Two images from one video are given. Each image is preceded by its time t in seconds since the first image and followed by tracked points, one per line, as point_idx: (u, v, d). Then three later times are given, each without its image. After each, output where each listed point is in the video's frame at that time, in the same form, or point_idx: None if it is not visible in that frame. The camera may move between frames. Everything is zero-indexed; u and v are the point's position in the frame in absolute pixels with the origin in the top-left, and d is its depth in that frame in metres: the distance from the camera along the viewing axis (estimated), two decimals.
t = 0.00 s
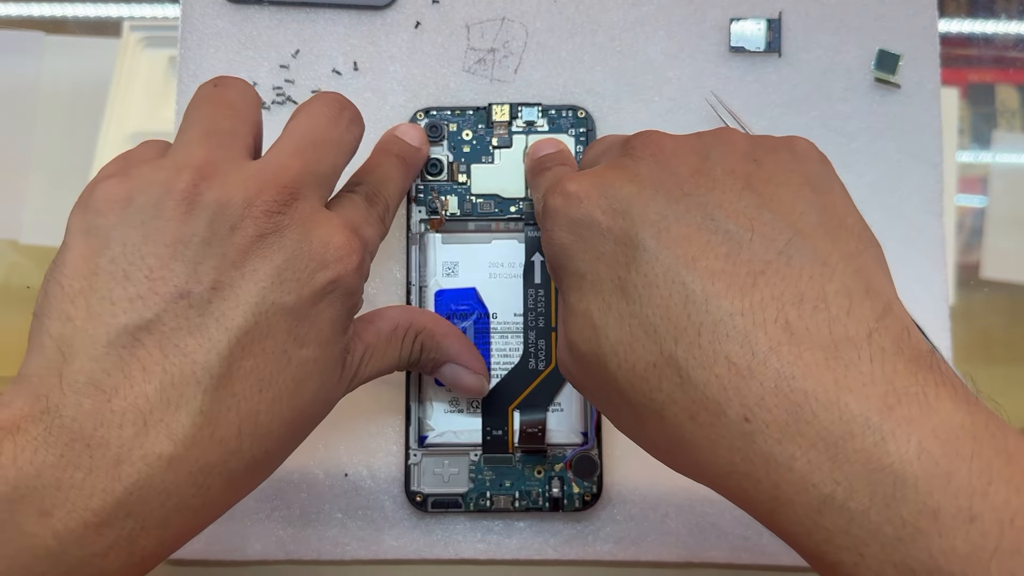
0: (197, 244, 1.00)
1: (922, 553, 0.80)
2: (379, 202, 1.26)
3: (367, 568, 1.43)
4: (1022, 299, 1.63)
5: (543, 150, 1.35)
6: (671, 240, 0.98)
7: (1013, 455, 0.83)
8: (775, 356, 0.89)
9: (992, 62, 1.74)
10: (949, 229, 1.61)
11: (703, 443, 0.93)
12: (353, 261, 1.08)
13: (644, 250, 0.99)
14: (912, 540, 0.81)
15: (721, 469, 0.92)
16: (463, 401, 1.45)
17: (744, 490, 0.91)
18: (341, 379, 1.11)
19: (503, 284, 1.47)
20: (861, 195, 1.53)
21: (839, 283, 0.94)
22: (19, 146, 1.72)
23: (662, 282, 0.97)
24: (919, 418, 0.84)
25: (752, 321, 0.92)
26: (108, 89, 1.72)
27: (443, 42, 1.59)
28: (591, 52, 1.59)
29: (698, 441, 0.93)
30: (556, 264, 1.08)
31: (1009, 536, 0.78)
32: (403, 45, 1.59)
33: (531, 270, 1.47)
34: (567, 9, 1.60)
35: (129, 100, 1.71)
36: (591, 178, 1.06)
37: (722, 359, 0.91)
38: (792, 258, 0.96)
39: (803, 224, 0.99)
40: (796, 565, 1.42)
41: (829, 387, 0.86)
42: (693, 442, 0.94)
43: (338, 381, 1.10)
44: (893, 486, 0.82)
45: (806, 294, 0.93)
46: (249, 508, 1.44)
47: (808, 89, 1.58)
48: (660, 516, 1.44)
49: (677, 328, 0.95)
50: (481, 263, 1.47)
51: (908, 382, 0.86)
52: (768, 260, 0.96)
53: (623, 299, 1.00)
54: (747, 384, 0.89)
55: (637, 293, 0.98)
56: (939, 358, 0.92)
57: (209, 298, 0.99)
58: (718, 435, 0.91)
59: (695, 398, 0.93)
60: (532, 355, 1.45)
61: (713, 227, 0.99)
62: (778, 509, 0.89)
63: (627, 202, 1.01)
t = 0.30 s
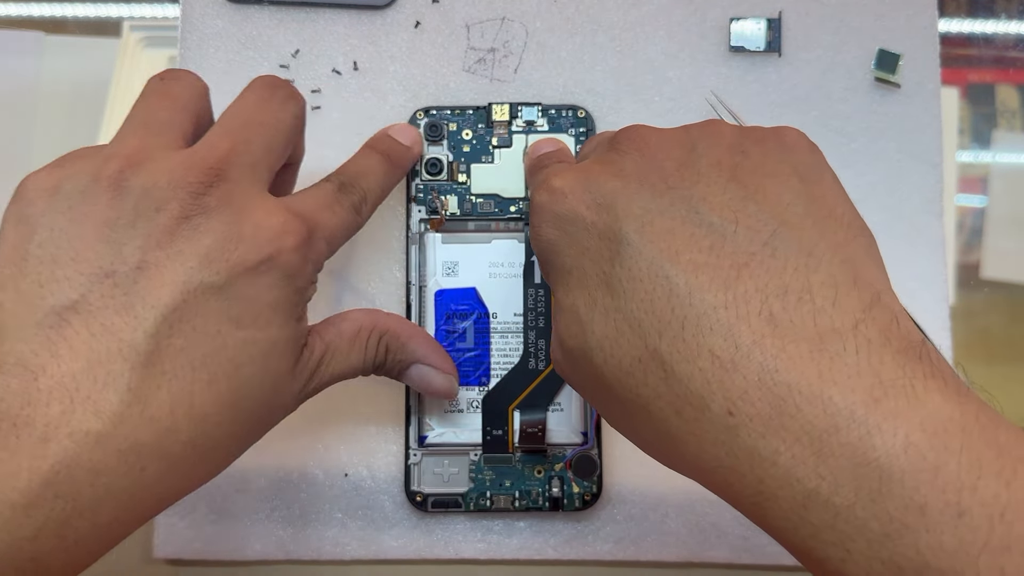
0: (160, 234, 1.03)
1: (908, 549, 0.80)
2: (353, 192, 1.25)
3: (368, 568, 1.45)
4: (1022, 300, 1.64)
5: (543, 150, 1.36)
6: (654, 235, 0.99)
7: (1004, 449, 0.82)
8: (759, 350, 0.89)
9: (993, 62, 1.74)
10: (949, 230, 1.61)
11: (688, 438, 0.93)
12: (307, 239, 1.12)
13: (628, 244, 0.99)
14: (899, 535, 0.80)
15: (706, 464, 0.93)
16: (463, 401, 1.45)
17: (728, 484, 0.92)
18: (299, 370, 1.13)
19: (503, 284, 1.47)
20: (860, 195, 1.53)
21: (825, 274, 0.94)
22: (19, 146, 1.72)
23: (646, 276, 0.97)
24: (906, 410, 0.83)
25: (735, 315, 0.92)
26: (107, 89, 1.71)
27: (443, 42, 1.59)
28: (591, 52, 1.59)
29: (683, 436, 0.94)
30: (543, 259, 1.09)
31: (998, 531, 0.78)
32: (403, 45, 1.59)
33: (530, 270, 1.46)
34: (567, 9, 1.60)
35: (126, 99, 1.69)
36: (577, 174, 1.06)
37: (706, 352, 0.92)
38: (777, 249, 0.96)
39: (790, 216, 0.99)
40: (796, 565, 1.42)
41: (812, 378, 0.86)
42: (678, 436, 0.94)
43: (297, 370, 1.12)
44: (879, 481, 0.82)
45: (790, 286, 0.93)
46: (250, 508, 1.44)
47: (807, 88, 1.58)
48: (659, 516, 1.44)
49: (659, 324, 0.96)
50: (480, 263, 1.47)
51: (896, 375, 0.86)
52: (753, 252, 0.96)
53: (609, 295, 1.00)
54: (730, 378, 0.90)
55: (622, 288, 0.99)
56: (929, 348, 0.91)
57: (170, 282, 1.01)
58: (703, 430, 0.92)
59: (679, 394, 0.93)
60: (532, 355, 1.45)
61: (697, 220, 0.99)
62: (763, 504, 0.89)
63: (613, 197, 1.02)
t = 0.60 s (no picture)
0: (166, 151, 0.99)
1: (899, 548, 0.80)
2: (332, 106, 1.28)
3: (369, 569, 1.44)
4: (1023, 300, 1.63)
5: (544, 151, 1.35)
6: (649, 232, 0.98)
7: (997, 448, 0.82)
8: (750, 347, 0.89)
9: (993, 62, 1.74)
10: (950, 229, 1.64)
11: (680, 436, 0.93)
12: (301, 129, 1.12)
13: (622, 241, 0.99)
14: (890, 535, 0.80)
15: (697, 461, 0.92)
16: (463, 402, 1.44)
17: (720, 482, 0.91)
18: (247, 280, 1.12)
19: (502, 284, 1.47)
20: (860, 194, 1.53)
21: (818, 272, 0.94)
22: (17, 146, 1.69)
23: (640, 272, 0.97)
24: (898, 408, 0.83)
25: (727, 312, 0.92)
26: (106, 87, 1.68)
27: (443, 42, 1.59)
28: (591, 52, 1.59)
29: (675, 433, 0.93)
30: (538, 256, 1.09)
31: (990, 531, 0.78)
32: (403, 45, 1.58)
33: (531, 270, 1.46)
34: (567, 9, 1.60)
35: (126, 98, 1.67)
36: (574, 171, 1.06)
37: (698, 350, 0.92)
38: (771, 248, 0.96)
39: (783, 214, 0.99)
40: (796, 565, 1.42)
41: (803, 376, 0.86)
42: (670, 434, 0.94)
43: (326, 146, 1.10)
44: (869, 479, 0.82)
45: (783, 284, 0.93)
46: (250, 508, 1.44)
47: (807, 88, 1.57)
48: (659, 516, 1.44)
49: (653, 321, 0.95)
50: (480, 264, 1.47)
51: (889, 374, 0.86)
52: (746, 250, 0.96)
53: (604, 292, 1.00)
54: (722, 375, 0.90)
55: (615, 284, 0.99)
56: (923, 346, 0.91)
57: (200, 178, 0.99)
58: (695, 427, 0.91)
59: (671, 391, 0.93)
60: (532, 356, 1.45)
61: (691, 218, 0.99)
62: (754, 502, 0.88)
63: (608, 193, 1.02)
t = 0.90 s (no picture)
0: (243, 108, 1.11)
1: (910, 546, 0.80)
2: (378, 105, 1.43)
3: (368, 569, 1.44)
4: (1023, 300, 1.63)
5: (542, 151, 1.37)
6: (663, 226, 0.99)
7: (1008, 449, 0.83)
8: (765, 342, 0.89)
9: (993, 62, 1.74)
10: (951, 228, 1.64)
11: (691, 430, 0.92)
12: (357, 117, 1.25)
13: (637, 234, 0.99)
14: (901, 531, 0.80)
15: (707, 455, 0.92)
16: (463, 402, 1.44)
17: (729, 477, 0.91)
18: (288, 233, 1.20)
19: (502, 285, 1.47)
20: (860, 194, 1.53)
21: (833, 271, 0.94)
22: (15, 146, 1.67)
23: (654, 266, 0.97)
24: (911, 407, 0.83)
25: (742, 307, 0.92)
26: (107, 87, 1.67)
27: (443, 42, 1.59)
28: (591, 52, 1.59)
29: (686, 427, 0.93)
30: (550, 249, 1.09)
31: (1000, 530, 0.78)
32: (403, 45, 1.58)
33: (531, 270, 1.46)
34: (567, 9, 1.60)
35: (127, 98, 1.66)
36: (590, 165, 1.07)
37: (712, 344, 0.91)
38: (785, 246, 0.96)
39: (799, 213, 0.99)
40: (796, 566, 1.42)
41: (818, 373, 0.86)
42: (681, 428, 0.93)
43: (369, 130, 1.23)
44: (882, 475, 0.82)
45: (798, 281, 0.93)
46: (250, 508, 1.43)
47: (807, 88, 1.57)
48: (659, 517, 1.44)
49: (665, 314, 0.95)
50: (480, 264, 1.47)
51: (901, 372, 0.86)
52: (761, 248, 0.96)
53: (615, 284, 1.00)
54: (736, 370, 0.89)
55: (629, 277, 0.98)
56: (933, 347, 0.92)
57: (278, 134, 1.11)
58: (706, 421, 0.91)
59: (684, 385, 0.92)
60: (532, 356, 1.45)
61: (706, 214, 1.00)
62: (764, 496, 0.88)
63: (622, 187, 1.03)
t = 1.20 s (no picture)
0: (260, 93, 1.11)
1: (922, 540, 0.79)
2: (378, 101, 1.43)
3: (368, 569, 1.44)
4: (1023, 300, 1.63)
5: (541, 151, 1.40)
6: (677, 223, 0.99)
7: (1018, 446, 0.82)
8: (778, 339, 0.89)
9: (993, 62, 1.74)
10: (951, 229, 1.63)
11: (702, 426, 0.92)
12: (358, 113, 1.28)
13: (649, 231, 1.00)
14: (913, 526, 0.80)
15: (718, 453, 0.92)
16: (463, 402, 1.44)
17: (741, 474, 0.91)
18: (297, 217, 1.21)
19: (503, 284, 1.47)
20: (860, 194, 1.53)
21: (844, 270, 0.94)
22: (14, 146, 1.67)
23: (667, 262, 0.97)
24: (922, 404, 0.83)
25: (755, 304, 0.92)
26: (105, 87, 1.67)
27: (442, 42, 1.59)
28: (591, 52, 1.59)
29: (698, 423, 0.93)
30: (559, 247, 1.10)
31: (1006, 527, 0.78)
32: (403, 45, 1.58)
33: (530, 270, 1.46)
34: (567, 8, 1.60)
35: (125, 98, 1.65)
36: (601, 164, 1.07)
37: (725, 341, 0.91)
38: (798, 244, 0.96)
39: (808, 210, 0.99)
40: (796, 566, 1.42)
41: (833, 369, 0.86)
42: (692, 425, 0.93)
43: (369, 126, 1.27)
44: (895, 471, 0.82)
45: (810, 279, 0.93)
46: (251, 507, 1.43)
47: (807, 88, 1.57)
48: (660, 517, 1.44)
49: (677, 310, 0.95)
50: (481, 264, 1.47)
51: (914, 369, 0.86)
52: (773, 246, 0.96)
53: (627, 281, 1.00)
54: (750, 367, 0.89)
55: (640, 274, 0.98)
56: (943, 346, 0.91)
57: (297, 122, 1.12)
58: (717, 418, 0.91)
59: (696, 381, 0.92)
60: (532, 356, 1.45)
61: (719, 212, 1.00)
62: (776, 493, 0.88)
63: (633, 184, 1.03)
